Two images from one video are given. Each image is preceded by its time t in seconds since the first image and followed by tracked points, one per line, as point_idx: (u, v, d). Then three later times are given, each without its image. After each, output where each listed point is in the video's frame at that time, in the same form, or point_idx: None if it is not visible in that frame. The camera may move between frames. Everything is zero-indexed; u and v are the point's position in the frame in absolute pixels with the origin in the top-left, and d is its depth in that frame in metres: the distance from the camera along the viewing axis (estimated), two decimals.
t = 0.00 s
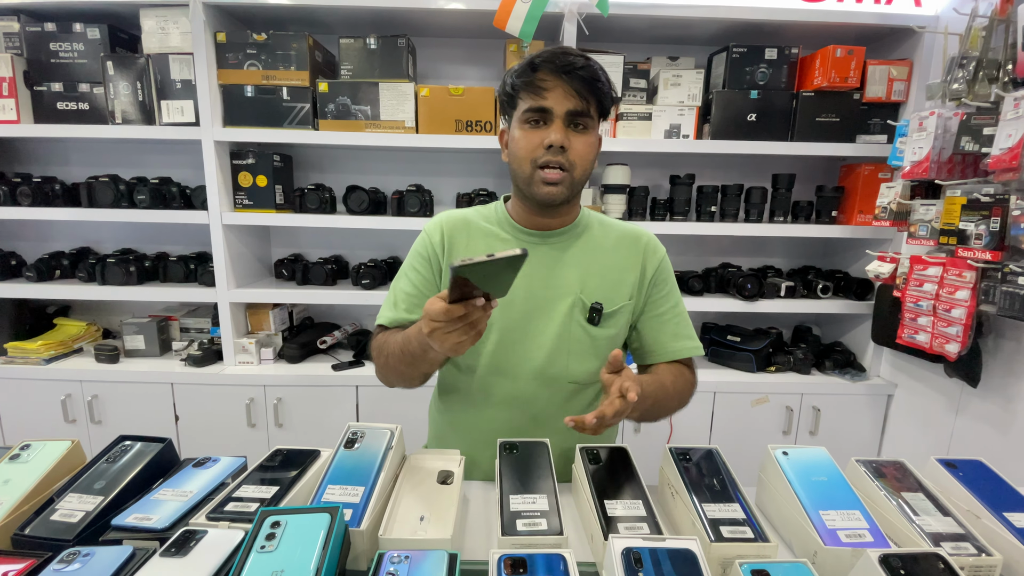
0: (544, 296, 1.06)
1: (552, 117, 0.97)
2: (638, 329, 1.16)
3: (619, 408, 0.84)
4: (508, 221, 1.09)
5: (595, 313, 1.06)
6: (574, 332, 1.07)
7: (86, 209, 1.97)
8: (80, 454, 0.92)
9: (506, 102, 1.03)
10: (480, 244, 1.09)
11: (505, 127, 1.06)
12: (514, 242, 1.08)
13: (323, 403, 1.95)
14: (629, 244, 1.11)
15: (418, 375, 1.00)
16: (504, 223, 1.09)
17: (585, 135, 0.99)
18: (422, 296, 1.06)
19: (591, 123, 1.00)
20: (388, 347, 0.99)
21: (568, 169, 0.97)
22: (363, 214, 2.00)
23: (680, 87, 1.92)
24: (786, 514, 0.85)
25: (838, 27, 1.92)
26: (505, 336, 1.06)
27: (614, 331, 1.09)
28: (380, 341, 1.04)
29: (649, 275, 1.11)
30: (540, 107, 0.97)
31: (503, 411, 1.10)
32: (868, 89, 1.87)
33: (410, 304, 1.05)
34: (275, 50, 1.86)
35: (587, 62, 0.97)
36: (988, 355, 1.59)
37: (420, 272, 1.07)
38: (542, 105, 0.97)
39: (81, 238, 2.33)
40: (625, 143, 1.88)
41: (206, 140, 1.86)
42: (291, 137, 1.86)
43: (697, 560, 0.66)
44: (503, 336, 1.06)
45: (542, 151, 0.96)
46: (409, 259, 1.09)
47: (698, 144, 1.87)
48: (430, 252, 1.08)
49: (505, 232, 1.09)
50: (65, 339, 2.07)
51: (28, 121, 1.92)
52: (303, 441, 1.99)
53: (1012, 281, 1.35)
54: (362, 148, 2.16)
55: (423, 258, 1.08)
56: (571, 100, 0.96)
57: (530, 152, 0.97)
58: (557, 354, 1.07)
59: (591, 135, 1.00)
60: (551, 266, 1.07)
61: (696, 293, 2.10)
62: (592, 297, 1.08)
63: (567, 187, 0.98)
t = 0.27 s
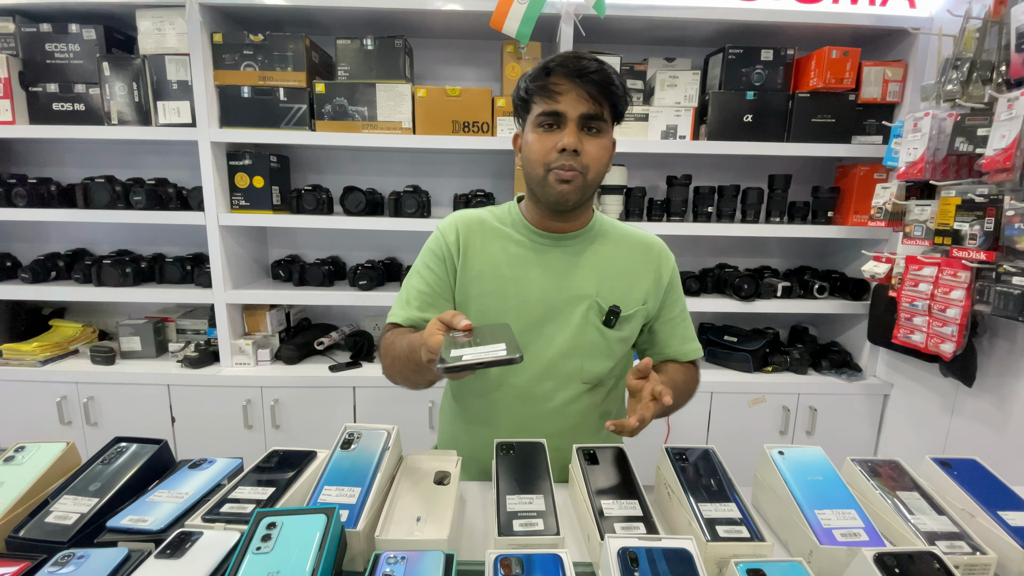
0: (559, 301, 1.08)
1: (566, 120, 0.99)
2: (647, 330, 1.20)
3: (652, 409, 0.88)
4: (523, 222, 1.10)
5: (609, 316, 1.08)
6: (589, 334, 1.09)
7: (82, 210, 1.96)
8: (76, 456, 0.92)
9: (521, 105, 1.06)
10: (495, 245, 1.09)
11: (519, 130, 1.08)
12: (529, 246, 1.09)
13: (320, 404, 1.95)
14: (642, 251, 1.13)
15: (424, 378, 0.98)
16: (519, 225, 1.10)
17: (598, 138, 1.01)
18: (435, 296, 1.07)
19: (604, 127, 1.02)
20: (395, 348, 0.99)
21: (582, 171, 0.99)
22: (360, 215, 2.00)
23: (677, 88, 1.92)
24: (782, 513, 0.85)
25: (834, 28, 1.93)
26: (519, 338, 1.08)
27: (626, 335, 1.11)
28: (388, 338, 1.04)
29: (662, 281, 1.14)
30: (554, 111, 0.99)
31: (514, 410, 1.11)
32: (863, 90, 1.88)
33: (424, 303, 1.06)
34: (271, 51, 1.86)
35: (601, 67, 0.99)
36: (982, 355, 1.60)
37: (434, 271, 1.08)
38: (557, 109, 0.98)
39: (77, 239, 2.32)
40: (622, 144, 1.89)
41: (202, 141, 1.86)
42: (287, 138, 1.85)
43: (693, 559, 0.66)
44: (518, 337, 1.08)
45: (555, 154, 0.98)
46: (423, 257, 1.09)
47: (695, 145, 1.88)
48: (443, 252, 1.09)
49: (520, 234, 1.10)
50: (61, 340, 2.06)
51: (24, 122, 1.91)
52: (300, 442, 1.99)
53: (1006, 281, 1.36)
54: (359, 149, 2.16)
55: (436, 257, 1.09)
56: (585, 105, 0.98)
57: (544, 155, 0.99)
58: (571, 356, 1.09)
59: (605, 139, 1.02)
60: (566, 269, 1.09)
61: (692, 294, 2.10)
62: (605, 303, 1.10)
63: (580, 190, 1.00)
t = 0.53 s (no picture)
0: (575, 304, 1.08)
1: (581, 131, 0.99)
2: (659, 336, 1.21)
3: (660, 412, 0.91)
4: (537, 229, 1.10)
5: (623, 325, 1.09)
6: (602, 341, 1.09)
7: (76, 212, 1.95)
8: (71, 460, 0.91)
9: (536, 114, 1.05)
10: (509, 251, 1.09)
11: (534, 139, 1.08)
12: (547, 249, 1.09)
13: (316, 407, 1.94)
14: (656, 258, 1.14)
15: (442, 380, 0.99)
16: (533, 231, 1.10)
17: (613, 148, 1.01)
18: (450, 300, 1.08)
19: (619, 137, 1.01)
20: (413, 351, 1.01)
21: (597, 182, 0.99)
22: (356, 217, 2.00)
23: (672, 92, 1.93)
24: (778, 514, 0.86)
25: (827, 32, 1.95)
26: (533, 345, 1.08)
27: (640, 341, 1.12)
28: (407, 340, 1.06)
29: (675, 289, 1.14)
30: (569, 122, 0.99)
31: (524, 415, 1.11)
32: (857, 93, 1.89)
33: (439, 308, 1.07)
34: (267, 53, 1.86)
35: (617, 77, 0.98)
36: (976, 356, 1.61)
37: (449, 275, 1.09)
38: (571, 120, 0.98)
39: (71, 242, 2.31)
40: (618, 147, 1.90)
41: (197, 144, 1.86)
42: (283, 141, 1.85)
43: (690, 561, 0.66)
44: (531, 344, 1.08)
45: (569, 165, 0.98)
46: (437, 261, 1.11)
47: (690, 148, 1.89)
48: (458, 257, 1.09)
49: (534, 241, 1.10)
50: (55, 343, 2.05)
51: (18, 124, 1.90)
52: (296, 445, 1.98)
53: (999, 283, 1.38)
54: (356, 152, 2.16)
55: (451, 262, 1.09)
56: (600, 115, 0.98)
57: (558, 166, 0.99)
58: (584, 363, 1.10)
59: (620, 149, 1.02)
60: (580, 277, 1.09)
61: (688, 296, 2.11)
62: (620, 308, 1.10)
63: (595, 200, 0.99)
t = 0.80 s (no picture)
0: (578, 304, 1.10)
1: (583, 137, 1.01)
2: (659, 336, 1.22)
3: (657, 404, 0.92)
4: (540, 230, 1.11)
5: (624, 324, 1.10)
6: (604, 341, 1.11)
7: (67, 212, 1.94)
8: (65, 460, 0.91)
9: (540, 120, 1.07)
10: (513, 252, 1.11)
11: (538, 143, 1.10)
12: (550, 250, 1.11)
13: (309, 408, 1.94)
14: (656, 259, 1.16)
15: (448, 373, 1.01)
16: (536, 233, 1.12)
17: (615, 154, 1.02)
18: (454, 300, 1.09)
19: (621, 143, 1.03)
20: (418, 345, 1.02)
21: (598, 187, 1.01)
22: (350, 217, 2.00)
23: (664, 94, 1.95)
24: (767, 510, 0.87)
25: (816, 36, 1.98)
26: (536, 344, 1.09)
27: (641, 340, 1.13)
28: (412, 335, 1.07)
29: (676, 289, 1.16)
30: (573, 129, 1.00)
31: (526, 413, 1.12)
32: (845, 96, 1.93)
33: (443, 307, 1.08)
34: (261, 54, 1.86)
35: (619, 85, 1.00)
36: (962, 354, 1.64)
37: (454, 275, 1.10)
38: (575, 126, 1.00)
39: (62, 242, 2.29)
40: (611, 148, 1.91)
41: (190, 144, 1.85)
42: (277, 141, 1.85)
43: (682, 555, 0.67)
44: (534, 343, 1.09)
45: (573, 170, 1.00)
46: (442, 261, 1.12)
47: (682, 150, 1.91)
48: (463, 257, 1.11)
49: (537, 242, 1.11)
50: (45, 344, 2.03)
51: (8, 123, 1.89)
52: (290, 446, 1.98)
53: (984, 283, 1.40)
54: (349, 152, 2.16)
55: (456, 262, 1.10)
56: (603, 122, 1.00)
57: (562, 171, 1.01)
58: (586, 362, 1.11)
59: (622, 154, 1.03)
60: (582, 278, 1.10)
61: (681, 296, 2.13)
62: (622, 308, 1.11)
63: (596, 204, 1.01)
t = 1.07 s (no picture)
0: (580, 305, 1.11)
1: (581, 144, 1.01)
2: (655, 336, 1.26)
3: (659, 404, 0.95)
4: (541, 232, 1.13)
5: (624, 324, 1.13)
6: (604, 341, 1.12)
7: (65, 218, 1.94)
8: (67, 464, 0.92)
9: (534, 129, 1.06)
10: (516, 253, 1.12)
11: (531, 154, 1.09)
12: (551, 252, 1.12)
13: (307, 413, 1.94)
14: (654, 262, 1.19)
15: (461, 337, 0.95)
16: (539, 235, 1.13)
17: (611, 161, 1.03)
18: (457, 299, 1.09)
19: (616, 151, 1.04)
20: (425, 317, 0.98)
21: (594, 193, 1.01)
22: (348, 223, 2.02)
23: (658, 102, 1.99)
24: (759, 510, 0.89)
25: (806, 46, 2.02)
26: (539, 344, 1.10)
27: (639, 340, 1.16)
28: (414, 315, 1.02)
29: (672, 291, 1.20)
30: (571, 137, 1.00)
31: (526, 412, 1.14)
32: (835, 105, 1.96)
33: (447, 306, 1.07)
34: (260, 61, 1.88)
35: (614, 97, 1.02)
36: (951, 358, 1.67)
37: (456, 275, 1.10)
38: (574, 134, 1.00)
39: (59, 247, 2.29)
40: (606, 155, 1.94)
41: (189, 150, 1.87)
42: (276, 148, 1.87)
43: (675, 554, 0.69)
44: (537, 342, 1.10)
45: (572, 176, 0.99)
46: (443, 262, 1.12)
47: (676, 157, 1.94)
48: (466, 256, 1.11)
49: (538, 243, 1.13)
50: (42, 350, 2.03)
51: (7, 130, 1.90)
52: (287, 451, 1.98)
53: (971, 288, 1.43)
54: (347, 158, 2.18)
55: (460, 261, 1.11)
56: (601, 130, 1.00)
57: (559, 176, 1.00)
58: (587, 361, 1.12)
59: (617, 162, 1.04)
60: (584, 279, 1.12)
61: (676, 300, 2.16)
62: (622, 308, 1.14)
63: (592, 207, 1.02)
